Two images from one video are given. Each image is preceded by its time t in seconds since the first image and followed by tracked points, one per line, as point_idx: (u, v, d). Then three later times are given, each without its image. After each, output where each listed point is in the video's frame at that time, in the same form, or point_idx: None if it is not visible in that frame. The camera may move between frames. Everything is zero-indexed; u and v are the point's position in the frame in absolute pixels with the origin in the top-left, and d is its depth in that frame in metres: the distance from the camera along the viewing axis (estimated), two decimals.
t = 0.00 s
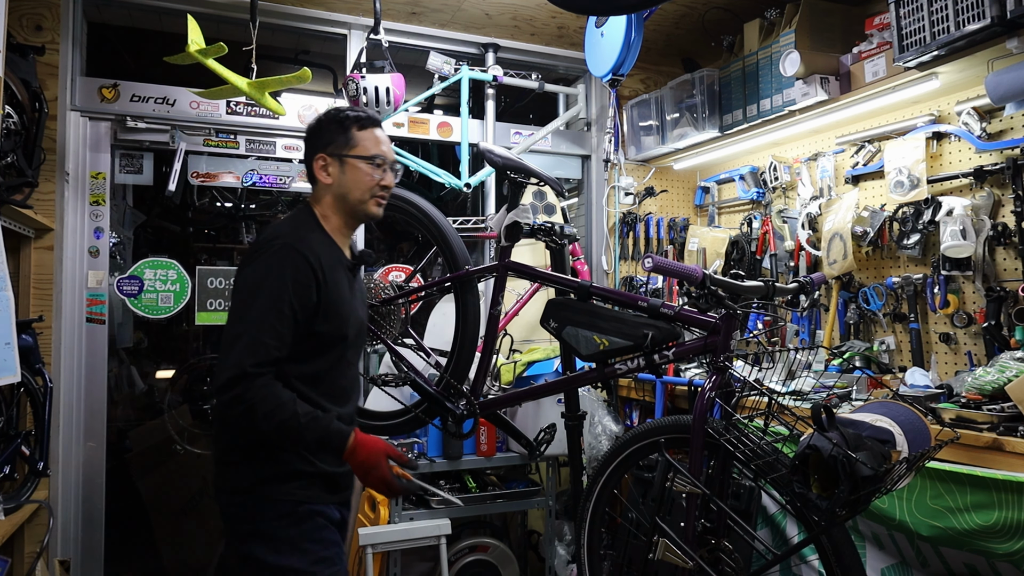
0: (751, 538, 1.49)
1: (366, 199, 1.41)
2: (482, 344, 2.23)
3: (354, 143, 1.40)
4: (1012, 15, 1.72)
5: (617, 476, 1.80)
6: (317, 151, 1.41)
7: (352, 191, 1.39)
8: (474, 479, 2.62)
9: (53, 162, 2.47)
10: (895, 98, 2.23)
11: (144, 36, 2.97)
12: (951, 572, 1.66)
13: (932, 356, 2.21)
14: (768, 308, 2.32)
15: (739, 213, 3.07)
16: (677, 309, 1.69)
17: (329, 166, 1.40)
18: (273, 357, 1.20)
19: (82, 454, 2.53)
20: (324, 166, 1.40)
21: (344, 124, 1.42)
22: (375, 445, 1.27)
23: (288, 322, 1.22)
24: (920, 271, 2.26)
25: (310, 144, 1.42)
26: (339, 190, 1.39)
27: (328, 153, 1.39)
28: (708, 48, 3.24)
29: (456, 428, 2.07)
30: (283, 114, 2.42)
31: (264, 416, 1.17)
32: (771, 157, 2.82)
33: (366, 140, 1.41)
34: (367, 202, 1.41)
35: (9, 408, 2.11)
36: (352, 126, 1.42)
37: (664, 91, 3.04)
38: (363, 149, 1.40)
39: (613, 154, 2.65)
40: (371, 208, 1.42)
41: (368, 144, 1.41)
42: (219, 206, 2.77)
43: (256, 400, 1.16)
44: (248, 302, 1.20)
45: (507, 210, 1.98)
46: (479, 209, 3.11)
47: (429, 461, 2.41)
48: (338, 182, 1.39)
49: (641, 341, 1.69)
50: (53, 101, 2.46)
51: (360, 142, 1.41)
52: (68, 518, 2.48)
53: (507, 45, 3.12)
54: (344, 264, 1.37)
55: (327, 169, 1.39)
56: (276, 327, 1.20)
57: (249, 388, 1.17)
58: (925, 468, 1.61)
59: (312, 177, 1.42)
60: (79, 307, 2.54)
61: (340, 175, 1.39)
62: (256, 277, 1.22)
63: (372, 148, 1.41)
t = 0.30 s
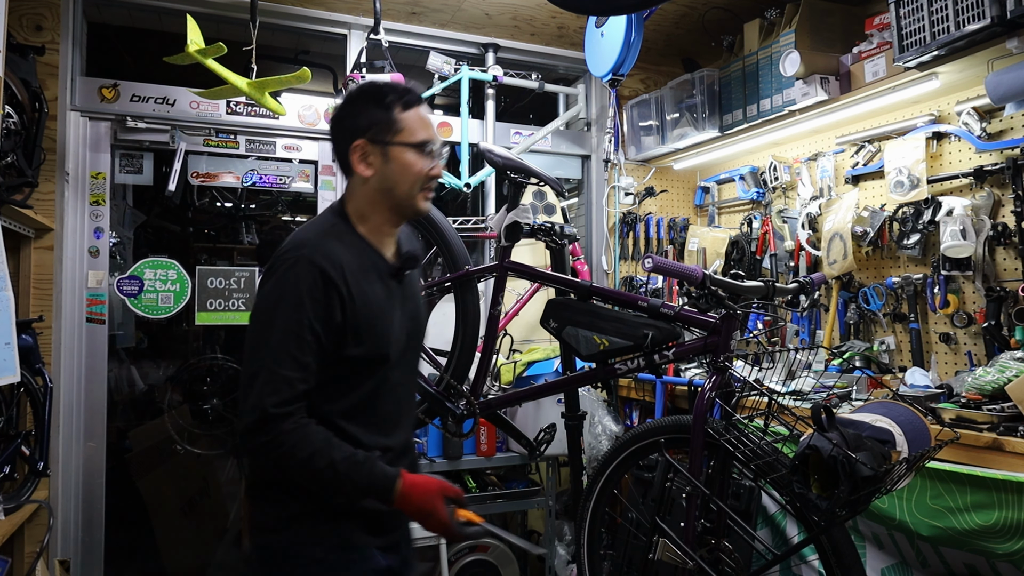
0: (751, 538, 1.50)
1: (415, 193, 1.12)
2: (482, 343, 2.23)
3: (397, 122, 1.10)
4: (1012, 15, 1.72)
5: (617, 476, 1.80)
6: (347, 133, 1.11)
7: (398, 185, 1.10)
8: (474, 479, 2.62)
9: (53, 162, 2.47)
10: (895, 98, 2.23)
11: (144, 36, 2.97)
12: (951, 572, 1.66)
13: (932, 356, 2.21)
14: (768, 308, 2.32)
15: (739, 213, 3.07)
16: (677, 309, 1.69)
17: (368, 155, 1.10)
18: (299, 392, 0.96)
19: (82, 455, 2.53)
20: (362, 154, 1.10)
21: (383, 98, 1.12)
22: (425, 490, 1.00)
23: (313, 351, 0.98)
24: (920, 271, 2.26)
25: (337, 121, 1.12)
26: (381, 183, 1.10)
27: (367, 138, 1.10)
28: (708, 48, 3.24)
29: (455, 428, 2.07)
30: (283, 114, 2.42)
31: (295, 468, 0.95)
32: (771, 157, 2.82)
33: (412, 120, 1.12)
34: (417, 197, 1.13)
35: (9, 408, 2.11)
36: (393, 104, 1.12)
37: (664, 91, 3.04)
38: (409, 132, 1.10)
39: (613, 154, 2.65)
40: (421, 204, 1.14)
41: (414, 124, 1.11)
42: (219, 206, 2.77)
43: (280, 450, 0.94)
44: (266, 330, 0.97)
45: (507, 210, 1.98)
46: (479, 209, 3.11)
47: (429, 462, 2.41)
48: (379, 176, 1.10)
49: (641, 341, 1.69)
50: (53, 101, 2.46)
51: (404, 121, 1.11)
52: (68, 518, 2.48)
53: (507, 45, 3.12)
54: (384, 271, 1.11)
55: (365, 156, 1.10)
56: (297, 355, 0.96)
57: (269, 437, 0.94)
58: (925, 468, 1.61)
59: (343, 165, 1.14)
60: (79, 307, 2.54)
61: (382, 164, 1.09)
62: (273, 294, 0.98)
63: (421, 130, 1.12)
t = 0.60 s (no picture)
0: (751, 539, 1.50)
1: (510, 159, 0.87)
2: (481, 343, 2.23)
3: (491, 74, 0.84)
4: (1012, 15, 1.72)
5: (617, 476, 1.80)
6: (429, 90, 0.85)
7: (493, 149, 0.85)
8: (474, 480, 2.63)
9: (53, 162, 2.47)
10: (896, 98, 2.23)
11: (144, 36, 2.97)
12: (951, 572, 1.66)
13: (932, 356, 2.21)
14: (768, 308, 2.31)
15: (739, 213, 3.08)
16: (677, 309, 1.69)
17: (459, 114, 0.84)
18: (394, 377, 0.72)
19: (82, 454, 2.53)
20: (452, 112, 0.84)
21: (472, 45, 0.86)
22: (571, 446, 0.69)
23: (404, 331, 0.75)
24: (920, 271, 2.26)
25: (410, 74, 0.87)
26: (472, 147, 0.85)
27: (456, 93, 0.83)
28: (708, 48, 3.24)
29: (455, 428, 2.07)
30: (283, 114, 2.42)
31: (403, 467, 0.70)
32: (771, 157, 2.82)
33: (507, 71, 0.86)
34: (511, 162, 0.87)
35: (9, 408, 2.11)
36: (486, 52, 0.86)
37: (664, 91, 3.04)
38: (507, 86, 0.85)
39: (612, 154, 2.65)
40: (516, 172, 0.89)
41: (513, 75, 0.86)
42: (219, 206, 2.76)
43: (384, 443, 0.69)
44: (344, 304, 0.73)
45: (507, 211, 1.98)
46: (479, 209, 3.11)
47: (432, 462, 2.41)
48: (472, 139, 0.84)
49: (641, 341, 1.69)
50: (53, 102, 2.46)
51: (501, 72, 0.85)
52: (68, 517, 2.48)
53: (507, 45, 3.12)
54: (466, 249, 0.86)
55: (455, 115, 0.84)
56: (383, 334, 0.72)
57: (368, 428, 0.70)
58: (926, 468, 1.61)
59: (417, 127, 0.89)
60: (79, 307, 2.54)
61: (475, 123, 0.84)
62: (346, 265, 0.75)
63: (519, 83, 0.87)
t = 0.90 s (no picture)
0: (750, 539, 1.50)
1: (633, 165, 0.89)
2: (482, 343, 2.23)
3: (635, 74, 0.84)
4: (1012, 15, 1.72)
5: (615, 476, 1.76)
6: (577, 77, 0.82)
7: (626, 150, 0.86)
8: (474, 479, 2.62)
9: (53, 162, 2.47)
10: (896, 98, 2.23)
11: (144, 36, 2.97)
12: (951, 572, 1.66)
13: (932, 356, 2.21)
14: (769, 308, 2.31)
15: (739, 213, 3.08)
16: (677, 309, 1.68)
17: (608, 107, 0.82)
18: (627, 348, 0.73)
19: (82, 454, 2.53)
20: (603, 105, 0.82)
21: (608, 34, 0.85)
22: (806, 338, 0.77)
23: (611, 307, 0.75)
24: (920, 271, 2.26)
25: (550, 62, 0.84)
26: (609, 146, 0.84)
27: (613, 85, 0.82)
28: (708, 48, 3.24)
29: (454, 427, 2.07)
30: (283, 114, 2.42)
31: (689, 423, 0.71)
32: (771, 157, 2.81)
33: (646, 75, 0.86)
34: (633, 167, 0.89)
35: (9, 408, 2.11)
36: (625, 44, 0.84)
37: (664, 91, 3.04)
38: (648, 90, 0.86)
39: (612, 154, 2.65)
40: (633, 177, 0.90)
41: (650, 80, 0.86)
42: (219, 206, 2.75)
43: (668, 407, 0.70)
44: (571, 295, 0.70)
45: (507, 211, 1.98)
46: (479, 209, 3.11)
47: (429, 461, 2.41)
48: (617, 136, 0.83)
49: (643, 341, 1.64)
50: (53, 101, 2.46)
51: (644, 80, 0.85)
52: (68, 517, 2.49)
53: (507, 45, 3.12)
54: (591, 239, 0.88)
55: (598, 118, 0.82)
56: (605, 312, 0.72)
57: (654, 407, 0.70)
58: (926, 468, 1.61)
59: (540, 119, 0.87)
60: (79, 307, 2.54)
61: (619, 122, 0.83)
62: (551, 258, 0.72)
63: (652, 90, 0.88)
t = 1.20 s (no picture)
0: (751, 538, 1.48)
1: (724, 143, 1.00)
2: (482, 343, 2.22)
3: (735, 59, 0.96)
4: (1012, 16, 1.72)
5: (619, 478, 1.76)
6: (690, 48, 0.91)
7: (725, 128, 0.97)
8: (474, 479, 2.61)
9: (53, 162, 2.47)
10: (896, 98, 2.23)
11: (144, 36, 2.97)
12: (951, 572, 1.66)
13: (932, 356, 2.21)
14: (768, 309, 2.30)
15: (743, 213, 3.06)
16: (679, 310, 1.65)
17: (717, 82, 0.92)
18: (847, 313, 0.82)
19: (82, 454, 2.54)
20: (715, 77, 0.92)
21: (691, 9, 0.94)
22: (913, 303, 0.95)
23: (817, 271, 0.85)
24: (919, 271, 2.26)
25: (668, 45, 0.92)
26: (712, 120, 0.94)
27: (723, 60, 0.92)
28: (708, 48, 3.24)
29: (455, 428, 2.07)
30: (283, 114, 2.42)
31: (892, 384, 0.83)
32: (771, 157, 2.81)
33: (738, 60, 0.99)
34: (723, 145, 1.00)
35: (8, 408, 2.11)
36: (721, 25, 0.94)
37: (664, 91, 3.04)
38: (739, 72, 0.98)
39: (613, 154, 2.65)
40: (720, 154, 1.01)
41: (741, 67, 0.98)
42: (219, 206, 2.75)
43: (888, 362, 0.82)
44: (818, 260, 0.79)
45: (507, 210, 1.98)
46: (479, 209, 3.11)
47: (429, 461, 2.41)
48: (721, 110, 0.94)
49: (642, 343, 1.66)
50: (53, 101, 2.46)
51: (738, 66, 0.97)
52: (67, 517, 2.49)
53: (507, 45, 3.12)
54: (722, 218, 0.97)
55: (707, 97, 0.93)
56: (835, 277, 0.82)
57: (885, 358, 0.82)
58: (926, 468, 1.61)
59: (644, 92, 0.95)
60: (79, 307, 2.54)
61: (725, 99, 0.94)
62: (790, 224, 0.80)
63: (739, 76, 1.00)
